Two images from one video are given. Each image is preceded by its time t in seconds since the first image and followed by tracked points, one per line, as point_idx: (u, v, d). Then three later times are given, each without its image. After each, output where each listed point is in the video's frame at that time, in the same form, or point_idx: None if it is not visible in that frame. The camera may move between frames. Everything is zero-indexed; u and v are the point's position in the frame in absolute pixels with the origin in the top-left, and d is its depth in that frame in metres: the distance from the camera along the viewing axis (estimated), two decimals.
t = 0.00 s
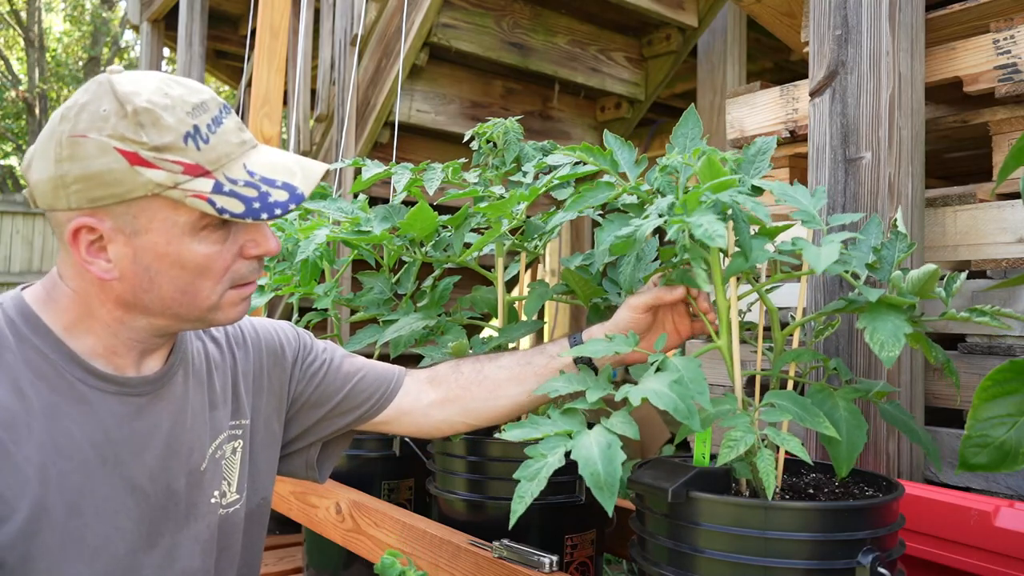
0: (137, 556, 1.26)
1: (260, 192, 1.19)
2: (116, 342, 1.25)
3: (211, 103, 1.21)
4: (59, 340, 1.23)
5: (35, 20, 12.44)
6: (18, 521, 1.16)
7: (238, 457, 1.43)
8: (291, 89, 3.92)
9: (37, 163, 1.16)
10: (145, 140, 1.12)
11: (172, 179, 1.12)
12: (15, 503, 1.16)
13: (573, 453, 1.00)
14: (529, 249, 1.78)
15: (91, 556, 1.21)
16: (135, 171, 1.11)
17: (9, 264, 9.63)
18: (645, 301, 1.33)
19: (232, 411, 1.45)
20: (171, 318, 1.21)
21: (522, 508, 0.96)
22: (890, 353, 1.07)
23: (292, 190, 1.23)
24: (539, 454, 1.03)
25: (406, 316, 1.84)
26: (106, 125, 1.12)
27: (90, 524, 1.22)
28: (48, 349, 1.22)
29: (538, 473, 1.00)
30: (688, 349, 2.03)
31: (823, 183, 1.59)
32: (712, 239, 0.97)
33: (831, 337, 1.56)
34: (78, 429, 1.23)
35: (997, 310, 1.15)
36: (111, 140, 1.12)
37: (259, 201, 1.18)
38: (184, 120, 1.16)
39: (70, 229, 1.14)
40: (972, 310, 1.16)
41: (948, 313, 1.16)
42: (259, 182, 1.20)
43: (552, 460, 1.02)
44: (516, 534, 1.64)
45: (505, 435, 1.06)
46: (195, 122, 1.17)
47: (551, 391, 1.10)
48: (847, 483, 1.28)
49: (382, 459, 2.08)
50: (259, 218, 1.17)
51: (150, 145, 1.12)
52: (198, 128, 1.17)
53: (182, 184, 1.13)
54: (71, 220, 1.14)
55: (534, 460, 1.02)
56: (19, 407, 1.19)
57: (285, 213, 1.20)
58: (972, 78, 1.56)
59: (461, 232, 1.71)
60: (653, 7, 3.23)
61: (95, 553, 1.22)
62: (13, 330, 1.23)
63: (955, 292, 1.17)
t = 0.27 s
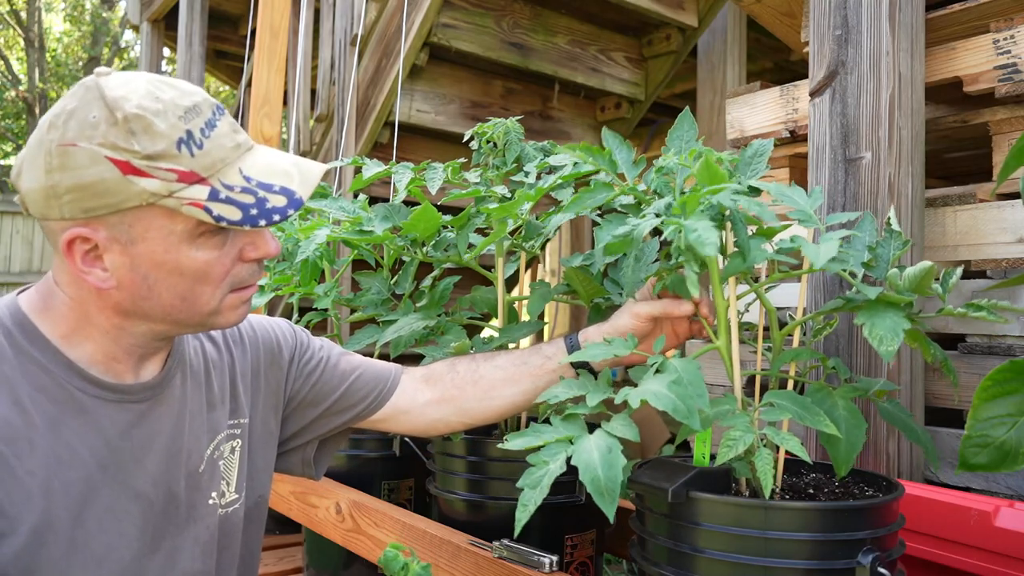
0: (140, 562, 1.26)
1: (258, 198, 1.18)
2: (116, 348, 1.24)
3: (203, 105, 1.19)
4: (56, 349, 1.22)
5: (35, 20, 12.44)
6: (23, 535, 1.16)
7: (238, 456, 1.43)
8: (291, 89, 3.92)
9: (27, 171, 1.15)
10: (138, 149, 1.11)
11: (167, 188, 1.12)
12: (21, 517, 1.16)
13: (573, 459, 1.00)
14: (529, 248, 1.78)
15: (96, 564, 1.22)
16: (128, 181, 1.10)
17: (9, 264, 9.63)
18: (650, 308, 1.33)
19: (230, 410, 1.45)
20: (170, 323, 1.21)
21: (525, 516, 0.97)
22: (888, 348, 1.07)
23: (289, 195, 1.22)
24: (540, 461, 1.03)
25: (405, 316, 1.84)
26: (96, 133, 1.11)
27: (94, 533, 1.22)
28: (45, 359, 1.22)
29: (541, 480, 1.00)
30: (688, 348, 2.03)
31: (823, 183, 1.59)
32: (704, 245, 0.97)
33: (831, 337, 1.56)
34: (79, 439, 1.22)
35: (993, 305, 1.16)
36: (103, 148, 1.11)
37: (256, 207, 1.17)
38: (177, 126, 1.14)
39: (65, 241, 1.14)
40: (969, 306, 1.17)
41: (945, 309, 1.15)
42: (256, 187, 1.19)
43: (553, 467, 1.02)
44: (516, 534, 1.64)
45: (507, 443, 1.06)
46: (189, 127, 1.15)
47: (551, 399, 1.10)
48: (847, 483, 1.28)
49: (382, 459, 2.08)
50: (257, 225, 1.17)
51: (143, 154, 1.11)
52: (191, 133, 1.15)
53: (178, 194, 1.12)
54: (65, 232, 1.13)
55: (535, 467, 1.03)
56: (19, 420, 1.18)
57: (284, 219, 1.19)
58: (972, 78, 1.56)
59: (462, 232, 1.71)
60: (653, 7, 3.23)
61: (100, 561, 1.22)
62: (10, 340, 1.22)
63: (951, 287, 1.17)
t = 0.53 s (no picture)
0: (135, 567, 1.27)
1: (248, 203, 1.18)
2: (107, 351, 1.24)
3: (192, 106, 1.19)
4: (49, 356, 1.22)
5: (35, 20, 12.44)
6: (17, 543, 1.16)
7: (232, 459, 1.43)
8: (291, 89, 3.92)
9: (14, 174, 1.14)
10: (124, 153, 1.11)
11: (155, 193, 1.11)
12: (15, 525, 1.17)
13: (578, 454, 1.00)
14: (529, 249, 1.78)
15: (91, 570, 1.22)
16: (116, 185, 1.10)
17: (9, 264, 9.64)
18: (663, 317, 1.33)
19: (225, 413, 1.45)
20: (165, 326, 1.21)
21: (524, 508, 0.97)
22: (893, 356, 1.07)
23: (280, 199, 1.22)
24: (541, 454, 1.03)
25: (405, 316, 1.84)
26: (81, 136, 1.10)
27: (89, 539, 1.23)
28: (38, 366, 1.22)
29: (540, 473, 1.00)
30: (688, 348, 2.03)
31: (823, 183, 1.59)
32: (718, 250, 0.98)
33: (831, 337, 1.56)
34: (72, 446, 1.22)
35: (999, 313, 1.15)
36: (88, 152, 1.10)
37: (247, 212, 1.18)
38: (165, 129, 1.14)
39: (53, 245, 1.14)
40: (975, 313, 1.16)
41: (949, 316, 1.15)
42: (246, 191, 1.19)
43: (555, 460, 1.01)
44: (516, 534, 1.64)
45: (505, 432, 1.06)
46: (177, 130, 1.15)
47: (552, 391, 1.10)
48: (847, 483, 1.28)
49: (382, 459, 2.08)
50: (247, 229, 1.17)
51: (130, 158, 1.11)
52: (179, 135, 1.15)
53: (166, 198, 1.12)
54: (53, 236, 1.13)
55: (536, 460, 1.02)
56: (11, 428, 1.18)
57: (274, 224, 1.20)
58: (972, 78, 1.56)
59: (461, 232, 1.71)
60: (653, 7, 3.23)
61: (95, 567, 1.23)
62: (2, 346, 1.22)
63: (956, 293, 1.17)
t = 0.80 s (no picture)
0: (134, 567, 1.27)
1: (238, 203, 1.17)
2: (102, 350, 1.24)
3: (190, 104, 1.19)
4: (47, 357, 1.22)
5: (35, 20, 12.44)
6: (13, 544, 1.17)
7: (231, 459, 1.43)
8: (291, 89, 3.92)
9: (9, 166, 1.15)
10: (116, 147, 1.11)
11: (144, 187, 1.11)
12: (12, 527, 1.18)
13: (569, 450, 1.00)
14: (529, 248, 1.78)
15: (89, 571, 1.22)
16: (106, 178, 1.10)
17: (9, 264, 9.64)
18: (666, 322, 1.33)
19: (224, 414, 1.45)
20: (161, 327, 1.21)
21: (516, 503, 0.97)
22: (890, 359, 1.07)
23: (272, 200, 1.20)
24: (535, 451, 1.03)
25: (405, 316, 1.84)
26: (75, 129, 1.11)
27: (87, 540, 1.23)
28: (36, 367, 1.22)
29: (533, 470, 1.00)
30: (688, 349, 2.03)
31: (823, 183, 1.59)
32: (712, 243, 0.97)
33: (831, 337, 1.56)
34: (69, 447, 1.23)
35: (999, 317, 1.15)
36: (81, 145, 1.11)
37: (236, 211, 1.16)
38: (160, 126, 1.14)
39: (43, 234, 1.14)
40: (975, 316, 1.16)
41: (949, 316, 1.15)
42: (237, 190, 1.18)
43: (548, 457, 1.02)
44: (516, 534, 1.64)
45: (503, 432, 1.07)
46: (171, 126, 1.15)
47: (550, 391, 1.10)
48: (847, 483, 1.28)
49: (382, 459, 2.08)
50: (235, 229, 1.15)
51: (123, 152, 1.11)
52: (173, 131, 1.15)
53: (156, 194, 1.12)
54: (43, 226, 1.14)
55: (530, 457, 1.02)
56: (9, 430, 1.19)
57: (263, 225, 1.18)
58: (972, 78, 1.56)
59: (462, 231, 1.71)
60: (653, 7, 3.23)
61: (93, 568, 1.23)
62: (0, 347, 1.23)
63: (956, 295, 1.17)
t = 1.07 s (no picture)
0: (129, 564, 1.25)
1: (100, 146, 1.14)
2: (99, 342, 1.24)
3: (151, 75, 1.22)
4: (46, 349, 1.23)
5: (35, 20, 12.43)
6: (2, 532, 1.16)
7: (232, 461, 1.43)
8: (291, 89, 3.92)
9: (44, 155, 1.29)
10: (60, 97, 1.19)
11: (58, 130, 1.16)
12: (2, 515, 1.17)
13: (575, 451, 1.00)
14: (529, 248, 1.78)
15: (80, 565, 1.21)
16: (48, 122, 1.18)
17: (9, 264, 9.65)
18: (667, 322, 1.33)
19: (225, 415, 1.45)
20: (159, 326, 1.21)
21: (523, 506, 0.96)
22: (890, 356, 1.07)
23: (124, 148, 1.14)
24: (539, 453, 1.02)
25: (406, 316, 1.84)
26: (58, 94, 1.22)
27: (78, 534, 1.22)
28: (36, 356, 1.22)
29: (539, 473, 1.00)
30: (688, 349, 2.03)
31: (823, 183, 1.59)
32: (726, 241, 0.97)
33: (831, 337, 1.56)
34: (65, 439, 1.22)
35: (996, 312, 1.15)
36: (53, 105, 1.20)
37: (94, 154, 1.13)
38: (102, 81, 1.20)
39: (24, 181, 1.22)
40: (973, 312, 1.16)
41: (948, 315, 1.15)
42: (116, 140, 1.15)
43: (553, 459, 1.01)
44: (516, 534, 1.64)
45: (505, 434, 1.06)
46: (113, 86, 1.20)
47: (551, 392, 1.10)
48: (847, 483, 1.28)
49: (382, 459, 2.08)
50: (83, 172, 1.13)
51: (60, 97, 1.18)
52: (111, 88, 1.19)
53: (66, 137, 1.15)
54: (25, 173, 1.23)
55: (535, 460, 1.02)
56: (4, 418, 1.19)
57: (100, 170, 1.13)
58: (972, 78, 1.56)
59: (462, 231, 1.71)
60: (653, 7, 3.23)
61: (84, 563, 1.21)
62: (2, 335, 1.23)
63: (955, 293, 1.17)
